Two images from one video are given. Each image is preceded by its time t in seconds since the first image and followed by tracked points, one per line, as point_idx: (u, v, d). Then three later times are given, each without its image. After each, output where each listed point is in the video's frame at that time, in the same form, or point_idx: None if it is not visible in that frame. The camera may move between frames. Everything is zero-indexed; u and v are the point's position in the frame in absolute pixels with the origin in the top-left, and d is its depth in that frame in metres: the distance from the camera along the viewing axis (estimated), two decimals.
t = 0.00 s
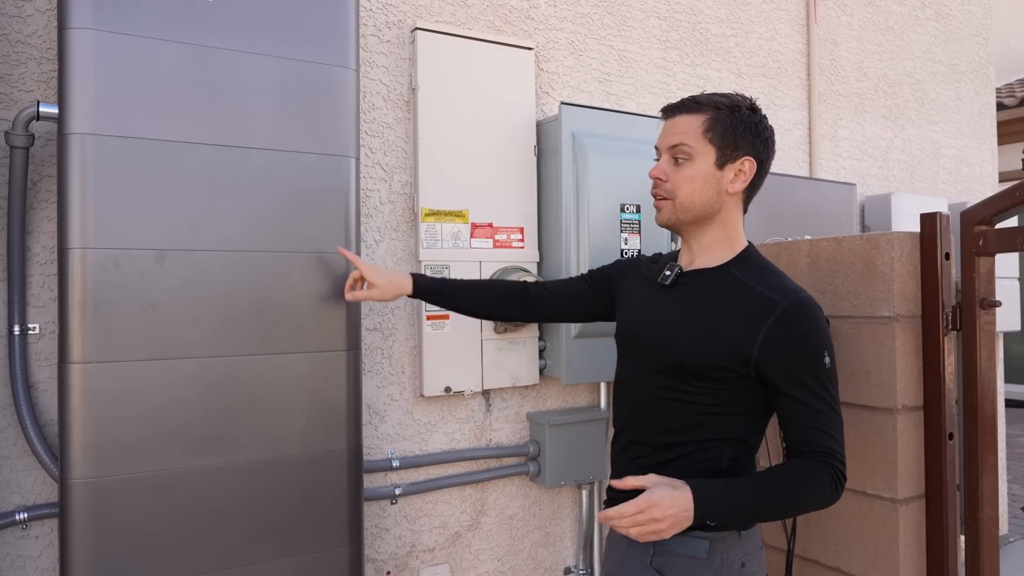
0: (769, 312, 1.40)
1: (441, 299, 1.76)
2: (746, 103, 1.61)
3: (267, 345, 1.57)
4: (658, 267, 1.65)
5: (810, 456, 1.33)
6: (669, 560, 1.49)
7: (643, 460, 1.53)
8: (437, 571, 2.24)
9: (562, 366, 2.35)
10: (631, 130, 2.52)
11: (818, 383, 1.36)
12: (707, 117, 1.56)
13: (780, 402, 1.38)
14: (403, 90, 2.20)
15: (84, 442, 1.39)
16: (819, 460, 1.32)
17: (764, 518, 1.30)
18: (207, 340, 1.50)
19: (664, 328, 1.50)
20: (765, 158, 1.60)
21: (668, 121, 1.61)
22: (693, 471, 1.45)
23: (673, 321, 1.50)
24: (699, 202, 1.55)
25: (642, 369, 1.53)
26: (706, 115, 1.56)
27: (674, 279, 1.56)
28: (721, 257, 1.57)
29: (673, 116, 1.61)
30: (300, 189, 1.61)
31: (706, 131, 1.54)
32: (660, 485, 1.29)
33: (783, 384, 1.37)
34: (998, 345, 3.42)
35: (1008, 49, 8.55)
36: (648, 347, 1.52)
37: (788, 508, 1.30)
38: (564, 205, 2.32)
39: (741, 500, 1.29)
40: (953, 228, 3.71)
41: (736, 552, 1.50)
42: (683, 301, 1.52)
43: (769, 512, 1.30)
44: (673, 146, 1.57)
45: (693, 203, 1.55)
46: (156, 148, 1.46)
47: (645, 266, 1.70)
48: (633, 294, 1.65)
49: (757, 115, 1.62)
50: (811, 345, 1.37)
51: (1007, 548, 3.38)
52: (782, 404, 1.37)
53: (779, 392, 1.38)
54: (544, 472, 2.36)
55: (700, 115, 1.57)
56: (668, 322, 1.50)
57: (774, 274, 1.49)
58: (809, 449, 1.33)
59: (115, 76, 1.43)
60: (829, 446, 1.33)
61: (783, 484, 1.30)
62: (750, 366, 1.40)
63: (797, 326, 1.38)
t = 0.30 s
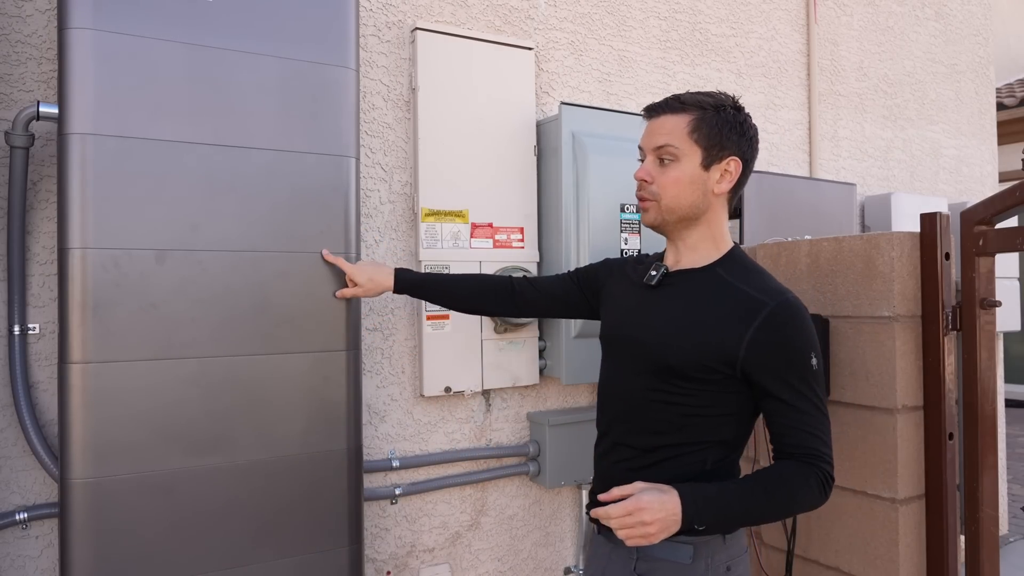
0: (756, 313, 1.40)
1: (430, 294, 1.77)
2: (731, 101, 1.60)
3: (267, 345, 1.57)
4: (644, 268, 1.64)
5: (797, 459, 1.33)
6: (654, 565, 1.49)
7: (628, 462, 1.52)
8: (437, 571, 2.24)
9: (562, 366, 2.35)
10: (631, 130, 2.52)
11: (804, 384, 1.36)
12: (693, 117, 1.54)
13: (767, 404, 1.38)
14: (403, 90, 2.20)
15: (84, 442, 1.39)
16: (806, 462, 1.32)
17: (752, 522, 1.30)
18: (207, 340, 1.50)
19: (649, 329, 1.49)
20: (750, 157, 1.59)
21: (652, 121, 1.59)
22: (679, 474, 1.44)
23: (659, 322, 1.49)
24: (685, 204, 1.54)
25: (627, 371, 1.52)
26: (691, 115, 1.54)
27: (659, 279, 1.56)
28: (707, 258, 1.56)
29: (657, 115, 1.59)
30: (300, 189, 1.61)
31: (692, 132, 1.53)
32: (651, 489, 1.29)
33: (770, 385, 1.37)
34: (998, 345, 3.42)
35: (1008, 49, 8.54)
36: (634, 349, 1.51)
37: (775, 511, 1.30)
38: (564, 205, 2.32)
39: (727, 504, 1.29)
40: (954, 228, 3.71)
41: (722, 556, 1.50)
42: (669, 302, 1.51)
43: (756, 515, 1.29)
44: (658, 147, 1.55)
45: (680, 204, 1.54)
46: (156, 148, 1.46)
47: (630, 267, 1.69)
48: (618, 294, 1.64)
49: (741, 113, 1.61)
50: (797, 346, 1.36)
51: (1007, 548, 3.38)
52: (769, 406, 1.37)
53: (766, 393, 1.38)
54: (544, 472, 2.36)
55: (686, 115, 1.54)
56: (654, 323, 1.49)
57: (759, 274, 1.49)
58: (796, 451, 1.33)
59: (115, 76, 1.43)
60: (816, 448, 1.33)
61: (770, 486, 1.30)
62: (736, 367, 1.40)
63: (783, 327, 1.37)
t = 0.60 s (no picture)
0: (747, 313, 1.40)
1: (424, 296, 1.78)
2: (721, 101, 1.60)
3: (268, 345, 1.57)
4: (636, 268, 1.64)
5: (784, 458, 1.33)
6: (645, 566, 1.48)
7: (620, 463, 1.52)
8: (437, 571, 2.25)
9: (562, 366, 2.35)
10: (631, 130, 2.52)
11: (792, 384, 1.36)
12: (688, 118, 1.53)
13: (755, 403, 1.38)
14: (403, 90, 2.20)
15: (84, 442, 1.39)
16: (793, 461, 1.32)
17: (738, 519, 1.30)
18: (207, 340, 1.50)
19: (641, 328, 1.49)
20: (740, 156, 1.60)
21: (646, 121, 1.57)
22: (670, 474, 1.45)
23: (652, 322, 1.49)
24: (681, 205, 1.53)
25: (620, 370, 1.52)
26: (686, 116, 1.53)
27: (651, 279, 1.56)
28: (700, 257, 1.57)
29: (650, 115, 1.57)
30: (300, 189, 1.61)
31: (687, 133, 1.52)
32: (634, 480, 1.31)
33: (759, 385, 1.37)
34: (999, 345, 3.42)
35: (1008, 49, 8.54)
36: (626, 349, 1.51)
37: (761, 509, 1.30)
38: (564, 205, 2.32)
39: (715, 499, 1.29)
40: (954, 227, 3.71)
41: (715, 555, 1.50)
42: (660, 302, 1.51)
43: (742, 512, 1.29)
44: (654, 148, 1.53)
45: (675, 206, 1.53)
46: (156, 148, 1.46)
47: (623, 267, 1.69)
48: (611, 295, 1.64)
49: (731, 112, 1.61)
50: (786, 345, 1.37)
51: (1008, 548, 3.38)
52: (757, 405, 1.38)
53: (755, 392, 1.38)
54: (544, 472, 2.36)
55: (681, 116, 1.53)
56: (647, 323, 1.49)
57: (749, 274, 1.50)
58: (783, 449, 1.33)
59: (116, 77, 1.43)
60: (802, 448, 1.33)
61: (756, 484, 1.30)
62: (727, 366, 1.40)
63: (773, 327, 1.38)
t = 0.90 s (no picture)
0: (749, 309, 1.40)
1: (426, 296, 1.78)
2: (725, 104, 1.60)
3: (268, 345, 1.57)
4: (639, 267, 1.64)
5: (788, 452, 1.34)
6: (652, 561, 1.48)
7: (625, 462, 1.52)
8: (437, 571, 2.25)
9: (562, 366, 2.35)
10: (631, 129, 2.52)
11: (795, 379, 1.37)
12: (695, 119, 1.53)
13: (758, 398, 1.39)
14: (403, 90, 2.20)
15: (84, 442, 1.39)
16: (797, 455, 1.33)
17: (745, 512, 1.31)
18: (207, 340, 1.50)
19: (645, 327, 1.49)
20: (743, 159, 1.60)
21: (652, 121, 1.55)
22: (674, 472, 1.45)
23: (655, 320, 1.49)
24: (686, 206, 1.53)
25: (624, 369, 1.52)
26: (693, 117, 1.53)
27: (654, 278, 1.55)
28: (703, 257, 1.56)
29: (656, 115, 1.56)
30: (300, 189, 1.61)
31: (694, 134, 1.51)
32: (647, 475, 1.30)
33: (762, 381, 1.37)
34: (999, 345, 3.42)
35: (1008, 50, 8.53)
36: (630, 348, 1.51)
37: (764, 501, 1.31)
38: (564, 205, 2.32)
39: (720, 493, 1.29)
40: (954, 228, 3.71)
41: (721, 551, 1.50)
42: (664, 300, 1.51)
43: (746, 505, 1.30)
44: (661, 149, 1.52)
45: (681, 206, 1.53)
46: (156, 148, 1.46)
47: (625, 267, 1.69)
48: (614, 294, 1.63)
49: (735, 115, 1.61)
50: (788, 341, 1.37)
51: (1007, 548, 3.37)
52: (760, 401, 1.38)
53: (758, 388, 1.39)
54: (544, 472, 2.36)
55: (688, 117, 1.53)
56: (650, 321, 1.49)
57: (751, 271, 1.50)
58: (787, 443, 1.34)
59: (116, 76, 1.43)
60: (805, 442, 1.34)
61: (760, 477, 1.31)
62: (731, 363, 1.40)
63: (775, 323, 1.38)
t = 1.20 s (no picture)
0: (770, 305, 1.42)
1: (435, 296, 1.78)
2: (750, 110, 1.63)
3: (268, 345, 1.57)
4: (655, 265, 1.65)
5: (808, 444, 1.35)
6: (673, 555, 1.48)
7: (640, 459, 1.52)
8: (437, 571, 2.25)
9: (561, 366, 2.35)
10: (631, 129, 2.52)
11: (814, 374, 1.38)
12: (723, 120, 1.55)
13: (778, 392, 1.40)
14: (403, 90, 2.20)
15: (83, 443, 1.39)
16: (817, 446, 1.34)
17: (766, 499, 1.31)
18: (207, 340, 1.50)
19: (664, 323, 1.49)
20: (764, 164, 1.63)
21: (681, 119, 1.57)
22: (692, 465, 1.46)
23: (674, 316, 1.49)
24: (711, 203, 1.54)
25: (642, 366, 1.52)
26: (721, 118, 1.55)
27: (673, 275, 1.55)
28: (721, 255, 1.56)
29: (684, 114, 1.58)
30: (299, 190, 1.61)
31: (722, 134, 1.53)
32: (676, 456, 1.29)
33: (782, 375, 1.38)
34: (998, 346, 3.42)
35: (1008, 50, 8.53)
36: (649, 344, 1.51)
37: (785, 490, 1.31)
38: (565, 205, 2.32)
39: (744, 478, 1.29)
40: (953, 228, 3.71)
41: (738, 545, 1.51)
42: (682, 296, 1.51)
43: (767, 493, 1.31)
44: (689, 146, 1.53)
45: (706, 203, 1.53)
46: (155, 148, 1.46)
47: (640, 265, 1.69)
48: (630, 292, 1.64)
49: (758, 121, 1.64)
50: (808, 337, 1.39)
51: (1007, 549, 3.37)
52: (780, 395, 1.39)
53: (778, 383, 1.40)
54: (544, 471, 2.36)
55: (716, 117, 1.55)
56: (669, 317, 1.50)
57: (769, 270, 1.51)
58: (806, 434, 1.35)
59: (116, 77, 1.43)
60: (825, 435, 1.35)
61: (782, 465, 1.31)
62: (751, 359, 1.41)
63: (795, 319, 1.40)
